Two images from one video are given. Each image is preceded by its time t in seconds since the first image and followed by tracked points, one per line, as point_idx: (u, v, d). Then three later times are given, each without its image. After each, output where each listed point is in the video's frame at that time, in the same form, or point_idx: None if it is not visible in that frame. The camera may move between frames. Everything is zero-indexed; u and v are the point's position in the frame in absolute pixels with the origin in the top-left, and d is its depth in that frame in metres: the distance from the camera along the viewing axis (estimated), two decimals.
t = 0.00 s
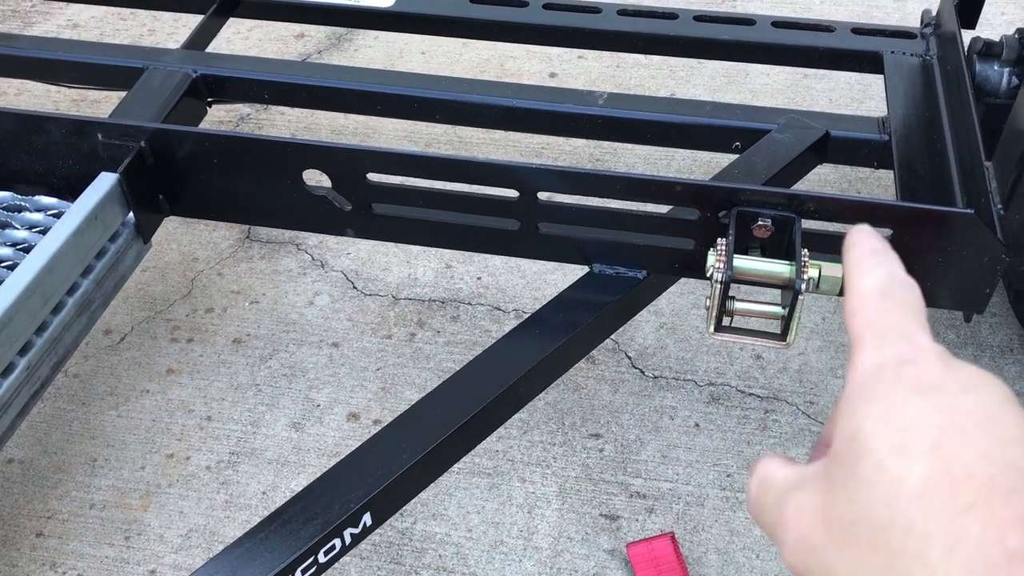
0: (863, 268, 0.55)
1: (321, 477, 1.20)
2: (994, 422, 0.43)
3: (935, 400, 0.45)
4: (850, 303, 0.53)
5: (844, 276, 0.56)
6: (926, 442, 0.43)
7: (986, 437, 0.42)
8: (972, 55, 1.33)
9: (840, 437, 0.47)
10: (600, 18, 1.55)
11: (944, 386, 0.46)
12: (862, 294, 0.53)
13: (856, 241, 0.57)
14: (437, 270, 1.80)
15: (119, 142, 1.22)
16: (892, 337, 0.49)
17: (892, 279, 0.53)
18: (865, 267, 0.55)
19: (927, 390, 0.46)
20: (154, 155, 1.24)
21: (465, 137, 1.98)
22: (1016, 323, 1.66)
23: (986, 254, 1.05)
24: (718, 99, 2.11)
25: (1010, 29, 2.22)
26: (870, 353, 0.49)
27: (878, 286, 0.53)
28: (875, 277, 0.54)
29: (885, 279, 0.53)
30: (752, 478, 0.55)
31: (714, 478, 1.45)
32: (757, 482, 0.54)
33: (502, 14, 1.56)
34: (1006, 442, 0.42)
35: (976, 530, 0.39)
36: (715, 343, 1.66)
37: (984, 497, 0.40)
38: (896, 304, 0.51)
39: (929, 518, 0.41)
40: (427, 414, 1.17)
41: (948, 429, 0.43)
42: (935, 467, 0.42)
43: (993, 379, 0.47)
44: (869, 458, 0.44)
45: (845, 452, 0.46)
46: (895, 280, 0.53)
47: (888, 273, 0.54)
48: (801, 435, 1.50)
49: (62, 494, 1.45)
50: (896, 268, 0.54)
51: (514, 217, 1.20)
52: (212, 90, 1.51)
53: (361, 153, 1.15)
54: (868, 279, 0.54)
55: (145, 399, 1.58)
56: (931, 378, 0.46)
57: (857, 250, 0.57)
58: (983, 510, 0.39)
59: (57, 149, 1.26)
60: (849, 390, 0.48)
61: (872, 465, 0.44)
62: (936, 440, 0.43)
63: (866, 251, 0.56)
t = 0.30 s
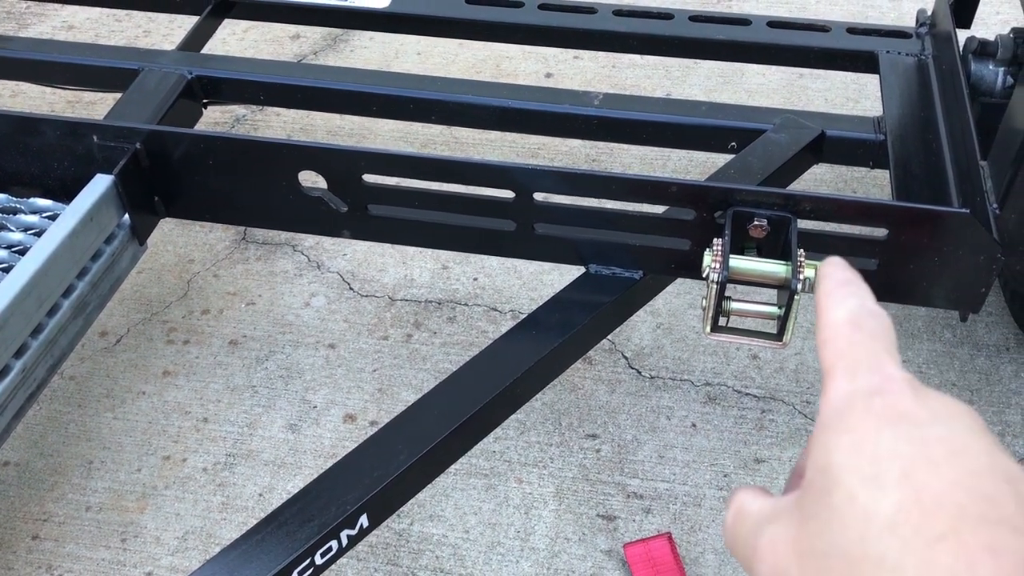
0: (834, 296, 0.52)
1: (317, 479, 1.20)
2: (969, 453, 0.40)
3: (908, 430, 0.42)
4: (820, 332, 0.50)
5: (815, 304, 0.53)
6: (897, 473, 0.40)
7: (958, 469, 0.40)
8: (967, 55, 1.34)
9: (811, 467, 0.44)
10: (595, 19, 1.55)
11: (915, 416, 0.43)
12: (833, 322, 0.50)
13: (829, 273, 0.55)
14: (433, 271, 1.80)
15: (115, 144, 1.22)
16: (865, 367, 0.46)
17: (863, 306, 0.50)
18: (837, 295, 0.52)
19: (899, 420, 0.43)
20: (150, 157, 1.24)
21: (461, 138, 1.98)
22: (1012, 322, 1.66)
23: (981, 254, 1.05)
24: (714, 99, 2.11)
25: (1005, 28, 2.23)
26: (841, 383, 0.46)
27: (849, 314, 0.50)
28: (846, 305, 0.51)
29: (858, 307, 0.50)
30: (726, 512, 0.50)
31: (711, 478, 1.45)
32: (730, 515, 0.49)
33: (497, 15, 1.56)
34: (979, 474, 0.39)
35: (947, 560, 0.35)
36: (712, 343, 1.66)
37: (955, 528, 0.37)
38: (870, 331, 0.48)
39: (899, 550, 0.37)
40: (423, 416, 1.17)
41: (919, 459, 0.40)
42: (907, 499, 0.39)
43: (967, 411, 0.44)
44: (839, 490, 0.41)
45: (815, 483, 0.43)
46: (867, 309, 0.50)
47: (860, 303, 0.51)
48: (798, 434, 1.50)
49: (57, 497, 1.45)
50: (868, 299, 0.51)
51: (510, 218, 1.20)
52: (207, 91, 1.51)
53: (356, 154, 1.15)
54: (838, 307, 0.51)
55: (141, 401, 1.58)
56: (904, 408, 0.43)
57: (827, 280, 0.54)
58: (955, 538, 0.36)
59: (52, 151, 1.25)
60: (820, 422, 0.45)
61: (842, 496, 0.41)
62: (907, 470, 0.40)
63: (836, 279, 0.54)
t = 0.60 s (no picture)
0: (812, 308, 0.50)
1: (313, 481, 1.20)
2: (951, 467, 0.38)
3: (888, 444, 0.40)
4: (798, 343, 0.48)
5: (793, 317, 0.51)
6: (876, 490, 0.38)
7: (939, 483, 0.37)
8: (962, 55, 1.34)
9: (791, 484, 0.41)
10: (591, 19, 1.55)
11: (895, 430, 0.40)
12: (812, 333, 0.48)
13: (808, 287, 0.53)
14: (429, 272, 1.80)
15: (109, 145, 1.21)
16: (844, 380, 0.44)
17: (842, 318, 0.49)
18: (815, 307, 0.50)
19: (878, 434, 0.40)
20: (144, 159, 1.23)
21: (457, 138, 1.98)
22: (1007, 322, 1.66)
23: (977, 253, 1.05)
24: (709, 100, 2.11)
25: (999, 28, 2.23)
26: (819, 396, 0.44)
27: (828, 325, 0.48)
28: (825, 317, 0.49)
29: (836, 318, 0.48)
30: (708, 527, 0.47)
31: (707, 478, 1.45)
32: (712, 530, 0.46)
33: (493, 15, 1.56)
34: (959, 489, 0.37)
35: None
36: (707, 343, 1.66)
37: (934, 543, 0.34)
38: (848, 343, 0.46)
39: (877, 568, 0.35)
40: (418, 417, 1.17)
41: (899, 475, 0.38)
42: (887, 516, 0.36)
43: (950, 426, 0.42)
44: (818, 508, 0.39)
45: (794, 501, 0.40)
46: (845, 321, 0.48)
47: (839, 315, 0.49)
48: (794, 434, 1.50)
49: (53, 500, 1.44)
50: (847, 310, 0.50)
51: (505, 218, 1.20)
52: (202, 92, 1.51)
53: (351, 155, 1.15)
54: (817, 319, 0.49)
55: (136, 403, 1.57)
56: (883, 422, 0.41)
57: (805, 294, 0.52)
58: (934, 555, 0.33)
59: (46, 153, 1.25)
60: (798, 438, 0.43)
61: (820, 515, 0.38)
62: (886, 486, 0.38)
63: (815, 293, 0.52)
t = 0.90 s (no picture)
0: (785, 296, 0.47)
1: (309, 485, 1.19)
2: (922, 460, 0.36)
3: (858, 438, 0.37)
4: (772, 334, 0.45)
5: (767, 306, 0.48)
6: (845, 487, 0.35)
7: (911, 478, 0.35)
8: (958, 57, 1.34)
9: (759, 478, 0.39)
10: (587, 21, 1.54)
11: (866, 423, 0.38)
12: (785, 323, 0.45)
13: (783, 273, 0.50)
14: (426, 275, 1.80)
15: (104, 149, 1.21)
16: (816, 370, 0.41)
17: (818, 306, 0.46)
18: (791, 295, 0.47)
19: (850, 428, 0.38)
20: (140, 162, 1.23)
21: (453, 141, 1.98)
22: (1004, 323, 1.66)
23: (974, 255, 1.05)
24: (706, 101, 2.11)
25: (995, 29, 2.23)
26: (791, 388, 0.41)
27: (802, 315, 0.45)
28: (801, 306, 0.46)
29: (811, 307, 0.46)
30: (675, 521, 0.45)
31: (705, 481, 1.45)
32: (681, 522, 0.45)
33: (489, 18, 1.56)
34: (933, 483, 0.34)
35: None
36: (705, 346, 1.66)
37: (904, 542, 0.32)
38: (821, 331, 0.44)
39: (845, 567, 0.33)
40: (415, 422, 1.17)
41: (870, 470, 0.36)
42: (856, 512, 0.34)
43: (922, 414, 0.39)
44: (787, 503, 0.37)
45: (764, 496, 0.38)
46: (821, 309, 0.46)
47: (813, 303, 0.46)
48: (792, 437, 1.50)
49: (49, 505, 1.44)
50: (820, 298, 0.47)
51: (502, 221, 1.20)
52: (197, 95, 1.50)
53: (347, 158, 1.14)
54: (789, 308, 0.46)
55: (132, 407, 1.57)
56: (854, 414, 0.39)
57: (780, 281, 0.49)
58: (901, 557, 0.31)
59: (41, 157, 1.25)
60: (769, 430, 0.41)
61: (789, 511, 0.36)
62: (857, 481, 0.35)
63: (789, 280, 0.49)
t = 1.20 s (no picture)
0: (681, 284, 0.48)
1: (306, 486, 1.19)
2: (841, 453, 0.41)
3: (779, 434, 0.41)
4: (671, 327, 0.46)
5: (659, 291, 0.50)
6: (771, 488, 0.39)
7: (829, 472, 0.40)
8: (954, 56, 1.34)
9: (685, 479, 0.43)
10: (583, 21, 1.54)
11: (782, 417, 0.42)
12: (683, 314, 0.46)
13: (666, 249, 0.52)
14: (422, 275, 1.80)
15: (100, 150, 1.21)
16: (729, 364, 0.44)
17: (712, 289, 0.48)
18: (685, 280, 0.48)
19: (769, 422, 0.42)
20: (136, 163, 1.23)
21: (450, 141, 1.97)
22: (1000, 322, 1.66)
23: (970, 254, 1.06)
24: (703, 101, 2.11)
25: (991, 28, 2.23)
26: (705, 387, 0.44)
27: (697, 303, 0.46)
28: (697, 291, 0.47)
29: (705, 291, 0.47)
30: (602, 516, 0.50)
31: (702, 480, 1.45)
32: (608, 523, 0.49)
33: (485, 18, 1.56)
34: (848, 476, 0.40)
35: None
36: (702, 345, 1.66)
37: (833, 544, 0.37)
38: (725, 321, 0.46)
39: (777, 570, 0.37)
40: (412, 422, 1.17)
41: (793, 467, 0.40)
42: (785, 513, 0.38)
43: (834, 396, 0.44)
44: (715, 506, 0.40)
45: (691, 500, 0.42)
46: (715, 292, 0.47)
47: (709, 287, 0.48)
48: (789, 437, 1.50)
49: (45, 506, 1.44)
50: (712, 277, 0.49)
51: (498, 221, 1.20)
52: (194, 96, 1.50)
53: (343, 158, 1.14)
54: (689, 296, 0.47)
55: (129, 408, 1.56)
56: (772, 407, 0.43)
57: (668, 264, 0.50)
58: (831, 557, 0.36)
59: (37, 157, 1.24)
60: (690, 430, 0.44)
61: (717, 514, 0.40)
62: (784, 481, 0.40)
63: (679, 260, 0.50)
